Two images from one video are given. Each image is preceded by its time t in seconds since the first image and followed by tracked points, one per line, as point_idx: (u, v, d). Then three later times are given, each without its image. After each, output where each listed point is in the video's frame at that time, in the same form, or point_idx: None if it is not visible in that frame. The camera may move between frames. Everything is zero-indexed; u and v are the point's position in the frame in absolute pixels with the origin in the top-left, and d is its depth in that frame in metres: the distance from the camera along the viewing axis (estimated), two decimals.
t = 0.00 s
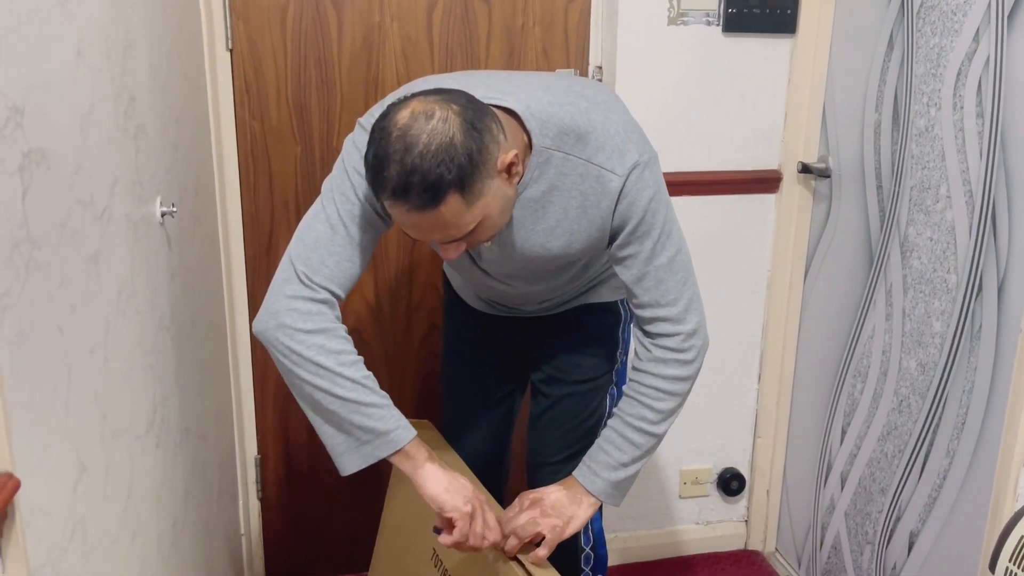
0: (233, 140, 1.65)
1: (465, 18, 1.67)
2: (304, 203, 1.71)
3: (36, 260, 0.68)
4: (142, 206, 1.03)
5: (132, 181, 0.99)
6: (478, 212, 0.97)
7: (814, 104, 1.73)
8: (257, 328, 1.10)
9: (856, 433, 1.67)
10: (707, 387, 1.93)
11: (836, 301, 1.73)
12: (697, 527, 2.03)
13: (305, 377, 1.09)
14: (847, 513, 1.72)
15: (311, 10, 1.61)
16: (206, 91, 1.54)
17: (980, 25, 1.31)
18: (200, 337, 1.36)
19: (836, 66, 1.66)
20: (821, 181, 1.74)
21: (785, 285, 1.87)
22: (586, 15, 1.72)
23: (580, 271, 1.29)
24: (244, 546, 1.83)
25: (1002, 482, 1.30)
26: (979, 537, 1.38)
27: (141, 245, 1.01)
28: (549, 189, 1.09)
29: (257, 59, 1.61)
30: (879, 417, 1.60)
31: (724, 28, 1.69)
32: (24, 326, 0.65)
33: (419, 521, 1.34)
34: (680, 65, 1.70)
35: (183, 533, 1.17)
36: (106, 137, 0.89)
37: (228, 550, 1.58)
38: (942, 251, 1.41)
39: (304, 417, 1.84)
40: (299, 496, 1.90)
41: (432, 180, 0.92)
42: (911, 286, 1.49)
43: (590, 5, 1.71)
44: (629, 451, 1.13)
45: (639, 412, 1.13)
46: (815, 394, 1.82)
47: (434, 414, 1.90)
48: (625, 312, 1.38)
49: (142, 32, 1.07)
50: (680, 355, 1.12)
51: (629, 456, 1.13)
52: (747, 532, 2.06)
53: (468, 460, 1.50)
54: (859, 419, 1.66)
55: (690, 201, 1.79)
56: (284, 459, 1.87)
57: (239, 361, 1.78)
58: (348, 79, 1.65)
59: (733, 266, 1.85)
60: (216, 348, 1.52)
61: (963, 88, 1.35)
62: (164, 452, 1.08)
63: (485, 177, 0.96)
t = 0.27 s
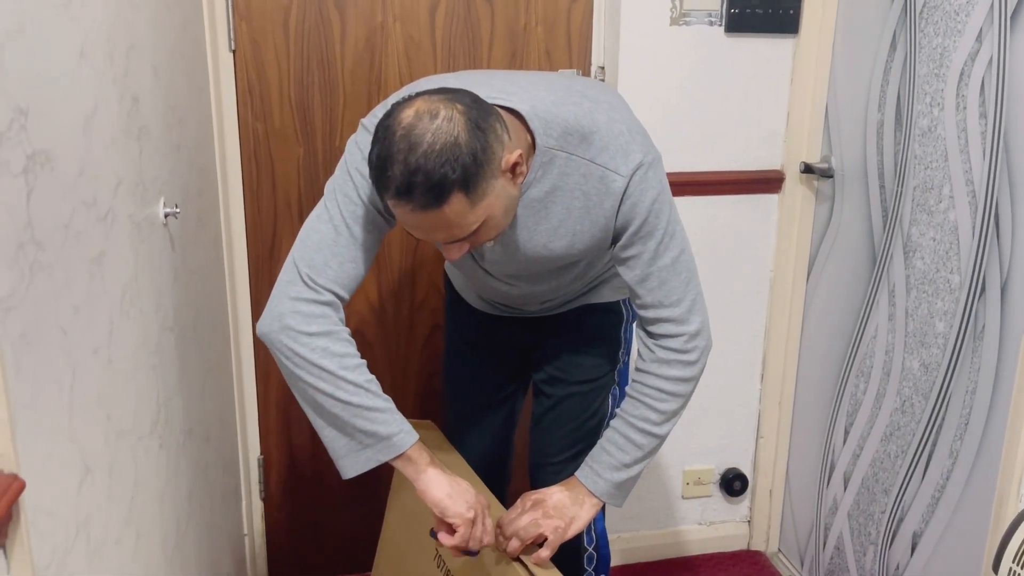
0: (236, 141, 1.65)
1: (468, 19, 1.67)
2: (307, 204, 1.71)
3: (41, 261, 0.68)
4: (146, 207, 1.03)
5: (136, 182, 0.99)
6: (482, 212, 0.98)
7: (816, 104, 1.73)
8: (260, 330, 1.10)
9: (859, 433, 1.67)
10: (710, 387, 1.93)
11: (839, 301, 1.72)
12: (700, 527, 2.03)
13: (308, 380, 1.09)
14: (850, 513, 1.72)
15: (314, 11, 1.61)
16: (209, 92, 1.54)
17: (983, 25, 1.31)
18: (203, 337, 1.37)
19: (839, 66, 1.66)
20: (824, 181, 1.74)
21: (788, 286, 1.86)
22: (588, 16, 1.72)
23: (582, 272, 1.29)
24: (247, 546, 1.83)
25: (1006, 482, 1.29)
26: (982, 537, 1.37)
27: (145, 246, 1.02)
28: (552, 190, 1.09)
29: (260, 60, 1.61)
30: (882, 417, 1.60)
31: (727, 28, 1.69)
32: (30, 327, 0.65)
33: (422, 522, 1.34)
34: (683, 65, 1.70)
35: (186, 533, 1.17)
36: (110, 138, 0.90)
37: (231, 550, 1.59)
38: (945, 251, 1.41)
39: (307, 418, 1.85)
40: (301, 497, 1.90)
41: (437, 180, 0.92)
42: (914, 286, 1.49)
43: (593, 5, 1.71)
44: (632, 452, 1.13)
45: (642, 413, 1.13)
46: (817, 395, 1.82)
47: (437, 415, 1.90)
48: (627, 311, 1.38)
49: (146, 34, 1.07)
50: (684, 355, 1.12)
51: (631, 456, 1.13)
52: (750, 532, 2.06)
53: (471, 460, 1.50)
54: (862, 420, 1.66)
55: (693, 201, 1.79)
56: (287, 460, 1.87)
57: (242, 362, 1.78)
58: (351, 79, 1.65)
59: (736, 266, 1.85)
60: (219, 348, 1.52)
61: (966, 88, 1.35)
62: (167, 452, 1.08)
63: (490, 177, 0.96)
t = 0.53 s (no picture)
0: (238, 142, 1.65)
1: (470, 20, 1.67)
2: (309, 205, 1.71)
3: (44, 262, 0.68)
4: (149, 208, 1.03)
5: (138, 182, 0.99)
6: (485, 212, 0.98)
7: (818, 105, 1.73)
8: (265, 329, 1.10)
9: (861, 434, 1.67)
10: (712, 388, 1.93)
11: (841, 302, 1.72)
12: (701, 528, 2.03)
13: (314, 377, 1.09)
14: (851, 514, 1.72)
15: (316, 12, 1.61)
16: (212, 93, 1.55)
17: (985, 26, 1.31)
18: (206, 337, 1.37)
19: (841, 67, 1.66)
20: (826, 182, 1.74)
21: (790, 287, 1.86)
22: (590, 16, 1.72)
23: (584, 273, 1.29)
24: (249, 547, 1.83)
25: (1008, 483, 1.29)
26: (984, 538, 1.37)
27: (148, 247, 1.02)
28: (555, 190, 1.09)
29: (263, 61, 1.62)
30: (884, 418, 1.60)
31: (729, 29, 1.69)
32: (33, 327, 0.65)
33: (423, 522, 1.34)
34: (685, 66, 1.70)
35: (189, 533, 1.18)
36: (113, 139, 0.90)
37: (233, 550, 1.59)
38: (947, 253, 1.41)
39: (309, 418, 1.85)
40: (303, 497, 1.90)
41: (440, 181, 0.92)
42: (916, 287, 1.49)
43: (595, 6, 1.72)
44: (634, 453, 1.13)
45: (644, 413, 1.13)
46: (819, 396, 1.82)
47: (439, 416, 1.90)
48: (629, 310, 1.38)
49: (149, 35, 1.07)
50: (687, 356, 1.12)
51: (634, 457, 1.13)
52: (751, 533, 2.05)
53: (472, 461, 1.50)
54: (864, 421, 1.66)
55: (695, 202, 1.79)
56: (289, 460, 1.87)
57: (244, 362, 1.78)
58: (353, 80, 1.66)
59: (737, 267, 1.85)
60: (221, 348, 1.52)
61: (968, 89, 1.35)
62: (170, 452, 1.08)
63: (493, 178, 0.96)
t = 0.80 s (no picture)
0: (239, 145, 1.66)
1: (470, 23, 1.68)
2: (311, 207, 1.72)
3: (43, 265, 0.69)
4: (148, 211, 1.04)
5: (138, 186, 1.00)
6: (487, 205, 0.98)
7: (817, 108, 1.73)
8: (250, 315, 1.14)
9: (860, 437, 1.67)
10: (711, 390, 1.93)
11: (840, 305, 1.72)
12: (701, 531, 2.03)
13: (287, 365, 1.11)
14: (850, 517, 1.72)
15: (316, 15, 1.61)
16: (212, 96, 1.55)
17: (983, 29, 1.31)
18: (205, 340, 1.37)
19: (839, 70, 1.67)
20: (825, 185, 1.74)
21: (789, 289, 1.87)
22: (589, 20, 1.72)
23: (586, 275, 1.29)
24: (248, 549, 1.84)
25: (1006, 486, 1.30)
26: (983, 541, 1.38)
27: (147, 250, 1.02)
28: (557, 185, 1.10)
29: (263, 63, 1.62)
30: (883, 420, 1.60)
31: (727, 32, 1.70)
32: (33, 333, 0.66)
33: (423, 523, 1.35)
34: (683, 69, 1.70)
35: (188, 536, 1.18)
36: (112, 143, 0.90)
37: (233, 553, 1.59)
38: (945, 255, 1.41)
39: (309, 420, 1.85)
40: (303, 500, 1.90)
41: (444, 169, 0.92)
42: (915, 289, 1.49)
43: (594, 9, 1.72)
44: (624, 451, 1.13)
45: (637, 413, 1.13)
46: (818, 398, 1.82)
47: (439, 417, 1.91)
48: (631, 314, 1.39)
49: (148, 39, 1.08)
50: (683, 358, 1.11)
51: (624, 456, 1.13)
52: (751, 536, 2.05)
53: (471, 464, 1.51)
54: (863, 423, 1.66)
55: (694, 205, 1.79)
56: (289, 463, 1.87)
57: (244, 365, 1.79)
58: (353, 82, 1.66)
59: (737, 270, 1.85)
60: (220, 351, 1.53)
61: (966, 93, 1.35)
62: (168, 455, 1.08)
63: (496, 170, 0.96)
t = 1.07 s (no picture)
0: (239, 149, 1.66)
1: (470, 27, 1.68)
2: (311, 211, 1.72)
3: (44, 269, 0.69)
4: (148, 215, 1.04)
5: (138, 190, 1.00)
6: (478, 201, 0.98)
7: (816, 112, 1.74)
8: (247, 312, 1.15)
9: (859, 440, 1.67)
10: (710, 394, 1.93)
11: (840, 308, 1.73)
12: (701, 534, 2.03)
13: (278, 362, 1.12)
14: (850, 520, 1.72)
15: (316, 19, 1.62)
16: (212, 99, 1.56)
17: (981, 34, 1.31)
18: (206, 343, 1.37)
19: (838, 74, 1.67)
20: (824, 189, 1.75)
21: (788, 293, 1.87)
22: (589, 23, 1.73)
23: (587, 279, 1.30)
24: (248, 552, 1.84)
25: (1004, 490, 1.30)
26: (981, 545, 1.38)
27: (147, 253, 1.03)
28: (552, 187, 1.11)
29: (263, 67, 1.62)
30: (882, 424, 1.60)
31: (727, 36, 1.70)
32: (34, 338, 0.66)
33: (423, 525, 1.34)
34: (683, 73, 1.70)
35: (187, 539, 1.18)
36: (113, 147, 0.91)
37: (233, 556, 1.59)
38: (944, 259, 1.42)
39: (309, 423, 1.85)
40: (303, 503, 1.91)
41: (433, 163, 0.92)
42: (914, 293, 1.49)
43: (594, 13, 1.73)
44: (623, 459, 1.13)
45: (634, 421, 1.13)
46: (818, 401, 1.83)
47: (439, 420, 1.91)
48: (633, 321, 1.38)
49: (149, 43, 1.08)
50: (678, 363, 1.10)
51: (623, 464, 1.13)
52: (750, 539, 2.06)
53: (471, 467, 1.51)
54: (862, 426, 1.66)
55: (693, 209, 1.79)
56: (289, 466, 1.88)
57: (244, 367, 1.79)
58: (353, 86, 1.67)
59: (737, 273, 1.86)
60: (221, 354, 1.53)
61: (965, 97, 1.35)
62: (169, 458, 1.09)
63: (487, 165, 0.97)
